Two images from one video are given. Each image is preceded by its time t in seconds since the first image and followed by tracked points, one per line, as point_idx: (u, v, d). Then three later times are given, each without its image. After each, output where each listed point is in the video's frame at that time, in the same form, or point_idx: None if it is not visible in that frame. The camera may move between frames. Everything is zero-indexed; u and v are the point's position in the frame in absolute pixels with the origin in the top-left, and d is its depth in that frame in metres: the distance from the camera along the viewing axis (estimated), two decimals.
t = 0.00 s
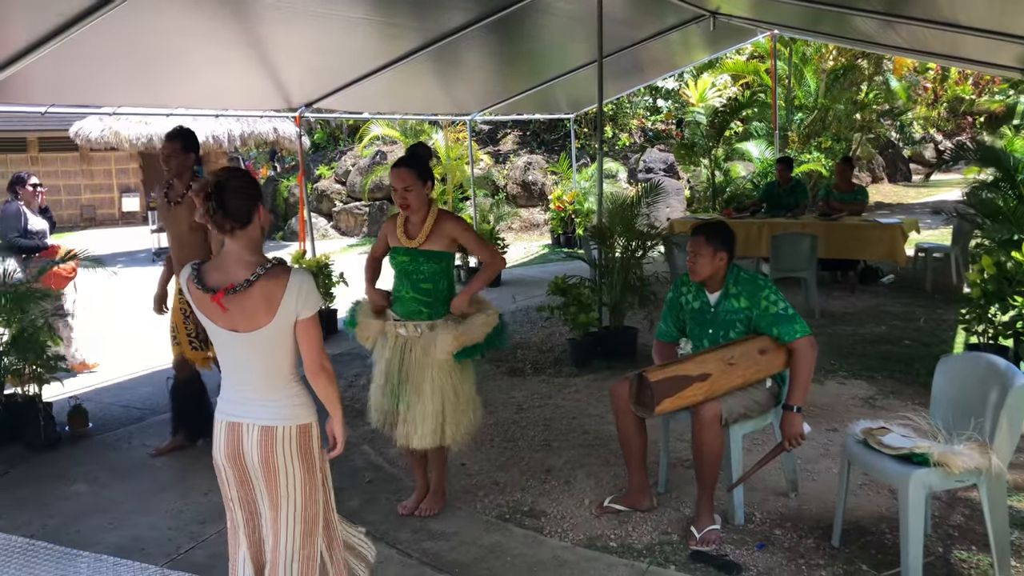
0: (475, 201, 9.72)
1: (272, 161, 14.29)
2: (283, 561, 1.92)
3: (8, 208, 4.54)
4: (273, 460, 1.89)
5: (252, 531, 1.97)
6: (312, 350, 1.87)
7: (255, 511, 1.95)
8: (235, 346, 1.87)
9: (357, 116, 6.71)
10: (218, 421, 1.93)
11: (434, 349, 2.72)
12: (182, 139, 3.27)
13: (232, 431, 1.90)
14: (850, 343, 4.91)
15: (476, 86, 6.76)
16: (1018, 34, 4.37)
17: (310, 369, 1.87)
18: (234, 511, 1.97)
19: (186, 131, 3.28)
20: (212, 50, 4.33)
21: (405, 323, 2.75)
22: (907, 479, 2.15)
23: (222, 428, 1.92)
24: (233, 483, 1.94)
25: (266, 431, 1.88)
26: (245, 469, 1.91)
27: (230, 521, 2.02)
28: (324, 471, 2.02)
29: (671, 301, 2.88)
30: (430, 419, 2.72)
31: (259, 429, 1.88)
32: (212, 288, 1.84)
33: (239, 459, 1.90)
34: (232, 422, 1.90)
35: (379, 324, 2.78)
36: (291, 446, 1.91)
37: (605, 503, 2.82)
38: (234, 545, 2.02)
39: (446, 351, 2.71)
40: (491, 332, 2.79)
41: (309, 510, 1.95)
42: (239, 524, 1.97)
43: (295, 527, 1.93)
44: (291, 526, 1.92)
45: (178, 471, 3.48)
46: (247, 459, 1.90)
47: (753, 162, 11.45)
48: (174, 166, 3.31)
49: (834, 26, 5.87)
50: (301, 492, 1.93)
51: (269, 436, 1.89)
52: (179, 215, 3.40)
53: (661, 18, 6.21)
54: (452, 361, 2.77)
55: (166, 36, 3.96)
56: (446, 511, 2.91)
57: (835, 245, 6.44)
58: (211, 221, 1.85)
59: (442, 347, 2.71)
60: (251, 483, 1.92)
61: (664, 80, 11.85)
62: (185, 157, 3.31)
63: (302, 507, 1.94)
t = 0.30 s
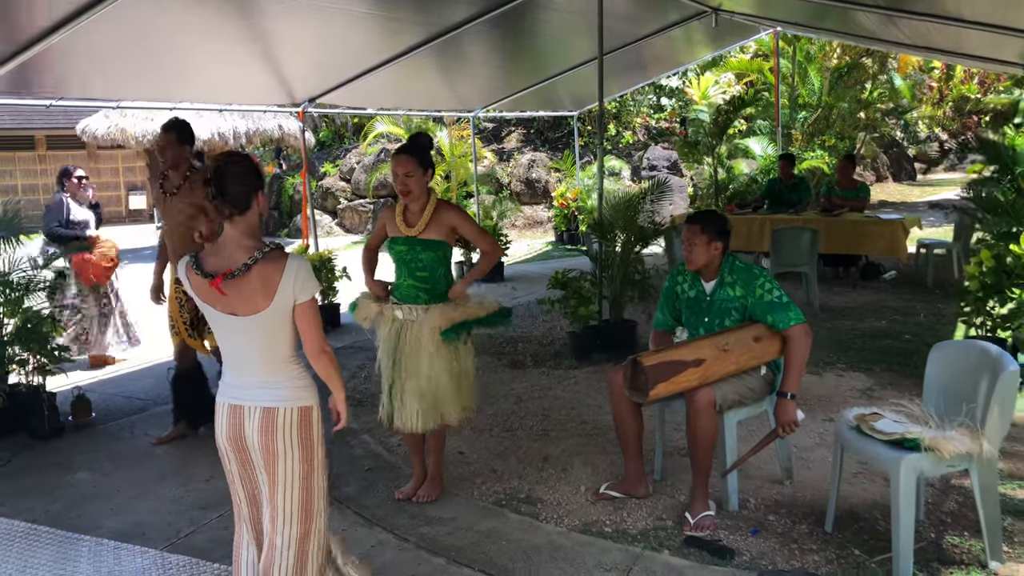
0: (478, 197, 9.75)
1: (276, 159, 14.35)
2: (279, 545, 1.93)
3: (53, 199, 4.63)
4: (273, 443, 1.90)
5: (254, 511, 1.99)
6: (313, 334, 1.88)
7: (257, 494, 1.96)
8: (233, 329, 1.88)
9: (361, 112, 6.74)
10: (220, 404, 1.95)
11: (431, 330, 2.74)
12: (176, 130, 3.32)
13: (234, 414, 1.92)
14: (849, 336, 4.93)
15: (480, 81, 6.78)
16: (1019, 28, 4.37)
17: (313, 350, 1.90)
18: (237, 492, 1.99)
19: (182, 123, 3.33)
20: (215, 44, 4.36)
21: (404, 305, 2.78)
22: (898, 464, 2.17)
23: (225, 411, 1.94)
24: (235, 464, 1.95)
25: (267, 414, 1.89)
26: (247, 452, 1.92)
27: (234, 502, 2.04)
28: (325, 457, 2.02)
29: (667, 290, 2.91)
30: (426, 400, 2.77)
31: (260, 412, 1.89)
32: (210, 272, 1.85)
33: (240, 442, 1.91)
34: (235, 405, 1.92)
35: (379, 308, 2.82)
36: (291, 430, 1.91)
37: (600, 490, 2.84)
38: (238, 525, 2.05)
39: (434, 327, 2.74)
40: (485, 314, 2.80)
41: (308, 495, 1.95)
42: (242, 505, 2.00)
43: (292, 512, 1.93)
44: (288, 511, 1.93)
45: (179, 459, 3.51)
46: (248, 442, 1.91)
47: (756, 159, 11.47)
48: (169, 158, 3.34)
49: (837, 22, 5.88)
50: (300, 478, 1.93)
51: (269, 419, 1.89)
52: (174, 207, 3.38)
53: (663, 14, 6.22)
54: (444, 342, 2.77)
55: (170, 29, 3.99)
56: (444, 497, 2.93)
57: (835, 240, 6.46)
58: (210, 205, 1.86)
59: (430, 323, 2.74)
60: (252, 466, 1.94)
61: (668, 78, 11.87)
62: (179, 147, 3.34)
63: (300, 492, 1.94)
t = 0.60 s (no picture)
0: (481, 193, 9.74)
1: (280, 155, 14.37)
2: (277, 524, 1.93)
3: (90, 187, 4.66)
4: (271, 424, 1.89)
5: (255, 490, 2.00)
6: (307, 311, 1.86)
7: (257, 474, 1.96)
8: (231, 310, 1.88)
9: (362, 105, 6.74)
10: (218, 386, 1.95)
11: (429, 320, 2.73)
12: (158, 120, 3.25)
13: (232, 397, 1.91)
14: (851, 329, 4.92)
15: (482, 74, 6.77)
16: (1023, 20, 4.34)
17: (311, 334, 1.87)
18: (239, 470, 2.00)
19: (165, 112, 3.27)
20: (216, 35, 4.36)
21: (400, 295, 2.78)
22: (896, 449, 2.16)
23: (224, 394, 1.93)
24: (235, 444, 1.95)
25: (265, 395, 1.88)
26: (246, 433, 1.92)
27: (236, 481, 2.04)
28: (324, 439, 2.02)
29: (667, 278, 2.91)
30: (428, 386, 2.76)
31: (258, 394, 1.88)
32: (208, 252, 1.85)
33: (239, 424, 1.91)
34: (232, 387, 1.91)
35: (376, 299, 2.81)
36: (289, 412, 1.90)
37: (599, 478, 2.84)
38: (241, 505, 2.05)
39: (429, 316, 2.73)
40: (477, 298, 2.82)
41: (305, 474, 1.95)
42: (243, 485, 2.00)
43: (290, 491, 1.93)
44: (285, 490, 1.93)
45: (179, 448, 3.52)
46: (247, 425, 1.90)
47: (759, 155, 11.47)
48: (154, 148, 3.29)
49: (841, 15, 5.85)
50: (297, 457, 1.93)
51: (267, 401, 1.88)
52: (168, 195, 3.39)
53: (665, 9, 6.19)
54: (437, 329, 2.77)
55: (172, 21, 3.98)
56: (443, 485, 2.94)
57: (838, 234, 6.44)
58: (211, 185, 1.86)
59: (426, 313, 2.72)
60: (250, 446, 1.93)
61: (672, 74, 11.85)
62: (163, 136, 3.29)
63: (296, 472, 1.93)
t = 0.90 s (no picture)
0: (484, 191, 9.75)
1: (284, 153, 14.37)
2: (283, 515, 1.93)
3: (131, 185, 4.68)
4: (281, 413, 1.91)
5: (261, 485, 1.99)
6: (308, 299, 1.84)
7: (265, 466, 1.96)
8: (235, 301, 1.88)
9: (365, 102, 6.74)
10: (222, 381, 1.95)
11: (432, 314, 2.73)
12: (150, 118, 3.30)
13: (238, 392, 1.91)
14: (853, 327, 4.92)
15: (485, 72, 6.77)
16: None
17: (321, 326, 1.84)
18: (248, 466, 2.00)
19: (155, 109, 3.32)
20: (219, 32, 4.36)
21: (405, 289, 2.79)
22: (897, 442, 2.17)
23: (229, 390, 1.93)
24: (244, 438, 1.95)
25: (271, 385, 1.90)
26: (254, 424, 1.92)
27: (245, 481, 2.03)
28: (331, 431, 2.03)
29: (669, 273, 2.92)
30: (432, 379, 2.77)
31: (265, 383, 1.90)
32: (214, 243, 1.85)
33: (247, 414, 1.91)
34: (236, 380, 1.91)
35: (380, 291, 2.82)
36: (298, 400, 1.92)
37: (601, 472, 2.85)
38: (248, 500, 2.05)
39: (438, 312, 2.72)
40: (484, 294, 2.81)
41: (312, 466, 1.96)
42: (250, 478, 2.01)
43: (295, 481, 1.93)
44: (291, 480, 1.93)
45: (182, 441, 3.54)
46: (255, 415, 1.91)
47: (762, 153, 11.49)
48: (147, 146, 3.35)
49: (845, 13, 5.83)
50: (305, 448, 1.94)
51: (274, 389, 1.90)
52: (168, 191, 3.40)
53: (669, 7, 6.17)
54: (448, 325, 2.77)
55: (176, 17, 3.99)
56: (446, 478, 2.94)
57: (840, 232, 6.44)
58: (217, 178, 1.86)
59: (434, 308, 2.72)
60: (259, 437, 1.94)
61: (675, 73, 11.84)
62: (157, 133, 3.32)
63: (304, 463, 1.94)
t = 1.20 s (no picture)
0: (487, 189, 9.73)
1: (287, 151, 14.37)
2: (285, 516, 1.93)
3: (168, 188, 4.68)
4: (265, 420, 1.87)
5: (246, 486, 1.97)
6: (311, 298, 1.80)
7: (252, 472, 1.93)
8: (242, 298, 1.87)
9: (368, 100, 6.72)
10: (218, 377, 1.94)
11: (434, 312, 2.70)
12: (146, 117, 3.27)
13: (229, 382, 1.90)
14: (858, 325, 4.90)
15: (488, 69, 6.75)
16: None
17: (324, 324, 1.80)
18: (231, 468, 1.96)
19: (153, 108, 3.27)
20: (221, 28, 4.34)
21: (406, 287, 2.77)
22: (905, 441, 2.15)
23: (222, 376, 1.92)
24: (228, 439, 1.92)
25: (262, 390, 1.87)
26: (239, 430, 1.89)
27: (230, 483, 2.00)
28: (322, 426, 2.00)
29: (673, 270, 2.89)
30: (432, 378, 2.75)
31: (256, 387, 1.87)
32: (219, 241, 1.83)
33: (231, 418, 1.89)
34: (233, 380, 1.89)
35: (382, 288, 2.79)
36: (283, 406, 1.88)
37: (606, 470, 2.83)
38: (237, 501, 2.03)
39: (438, 309, 2.70)
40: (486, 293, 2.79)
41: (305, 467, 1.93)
42: (234, 485, 1.97)
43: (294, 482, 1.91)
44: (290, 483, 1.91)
45: (184, 439, 3.52)
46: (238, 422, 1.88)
47: (766, 151, 11.46)
48: (148, 146, 3.31)
49: (850, 10, 5.81)
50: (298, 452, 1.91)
51: (264, 395, 1.87)
52: (169, 188, 3.39)
53: (673, 4, 6.15)
54: (449, 323, 2.76)
55: (179, 14, 3.97)
56: (449, 477, 2.93)
57: (844, 230, 6.42)
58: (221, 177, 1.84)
59: (434, 305, 2.70)
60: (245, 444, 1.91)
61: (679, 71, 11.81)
62: (156, 130, 3.29)
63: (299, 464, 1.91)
